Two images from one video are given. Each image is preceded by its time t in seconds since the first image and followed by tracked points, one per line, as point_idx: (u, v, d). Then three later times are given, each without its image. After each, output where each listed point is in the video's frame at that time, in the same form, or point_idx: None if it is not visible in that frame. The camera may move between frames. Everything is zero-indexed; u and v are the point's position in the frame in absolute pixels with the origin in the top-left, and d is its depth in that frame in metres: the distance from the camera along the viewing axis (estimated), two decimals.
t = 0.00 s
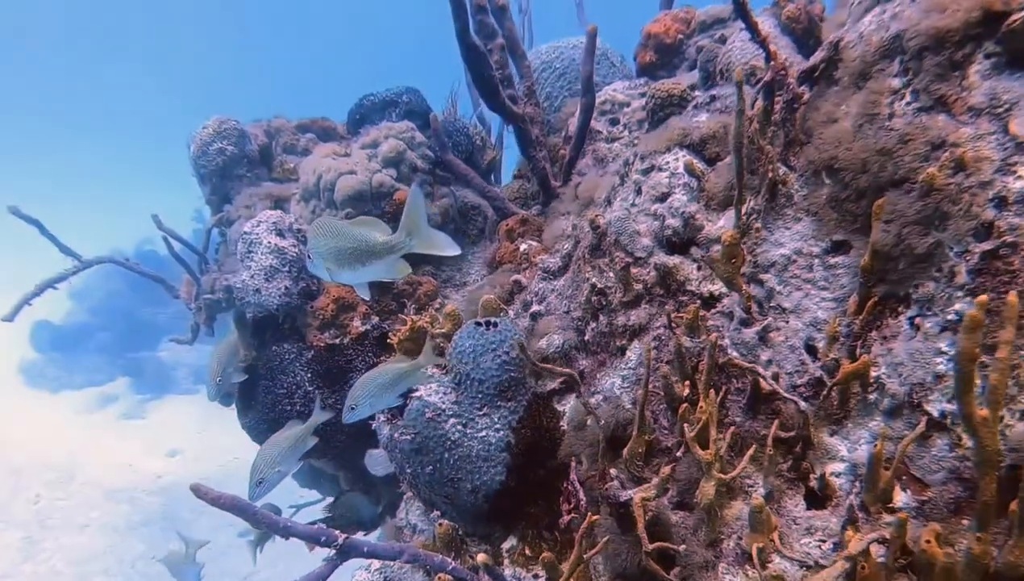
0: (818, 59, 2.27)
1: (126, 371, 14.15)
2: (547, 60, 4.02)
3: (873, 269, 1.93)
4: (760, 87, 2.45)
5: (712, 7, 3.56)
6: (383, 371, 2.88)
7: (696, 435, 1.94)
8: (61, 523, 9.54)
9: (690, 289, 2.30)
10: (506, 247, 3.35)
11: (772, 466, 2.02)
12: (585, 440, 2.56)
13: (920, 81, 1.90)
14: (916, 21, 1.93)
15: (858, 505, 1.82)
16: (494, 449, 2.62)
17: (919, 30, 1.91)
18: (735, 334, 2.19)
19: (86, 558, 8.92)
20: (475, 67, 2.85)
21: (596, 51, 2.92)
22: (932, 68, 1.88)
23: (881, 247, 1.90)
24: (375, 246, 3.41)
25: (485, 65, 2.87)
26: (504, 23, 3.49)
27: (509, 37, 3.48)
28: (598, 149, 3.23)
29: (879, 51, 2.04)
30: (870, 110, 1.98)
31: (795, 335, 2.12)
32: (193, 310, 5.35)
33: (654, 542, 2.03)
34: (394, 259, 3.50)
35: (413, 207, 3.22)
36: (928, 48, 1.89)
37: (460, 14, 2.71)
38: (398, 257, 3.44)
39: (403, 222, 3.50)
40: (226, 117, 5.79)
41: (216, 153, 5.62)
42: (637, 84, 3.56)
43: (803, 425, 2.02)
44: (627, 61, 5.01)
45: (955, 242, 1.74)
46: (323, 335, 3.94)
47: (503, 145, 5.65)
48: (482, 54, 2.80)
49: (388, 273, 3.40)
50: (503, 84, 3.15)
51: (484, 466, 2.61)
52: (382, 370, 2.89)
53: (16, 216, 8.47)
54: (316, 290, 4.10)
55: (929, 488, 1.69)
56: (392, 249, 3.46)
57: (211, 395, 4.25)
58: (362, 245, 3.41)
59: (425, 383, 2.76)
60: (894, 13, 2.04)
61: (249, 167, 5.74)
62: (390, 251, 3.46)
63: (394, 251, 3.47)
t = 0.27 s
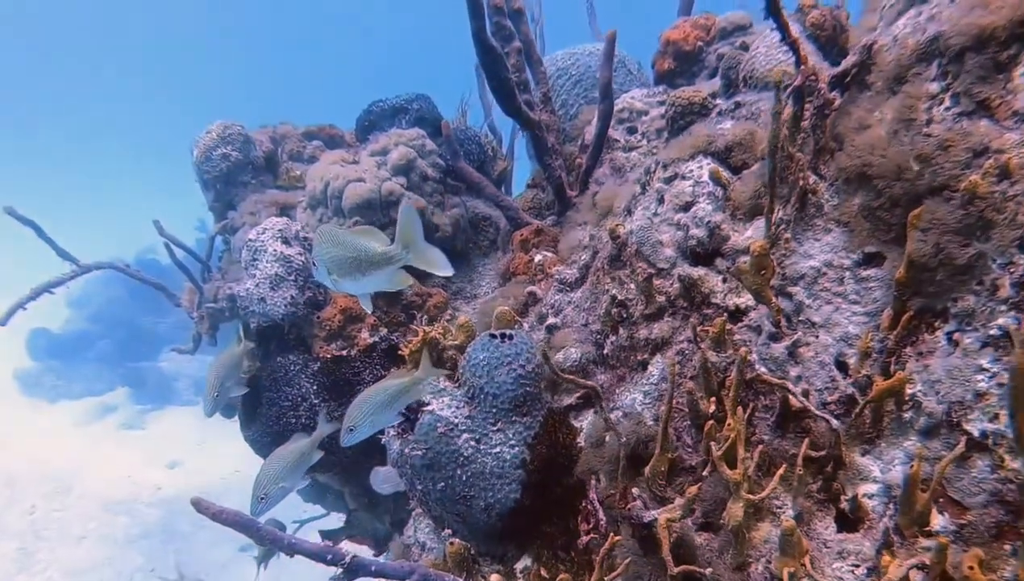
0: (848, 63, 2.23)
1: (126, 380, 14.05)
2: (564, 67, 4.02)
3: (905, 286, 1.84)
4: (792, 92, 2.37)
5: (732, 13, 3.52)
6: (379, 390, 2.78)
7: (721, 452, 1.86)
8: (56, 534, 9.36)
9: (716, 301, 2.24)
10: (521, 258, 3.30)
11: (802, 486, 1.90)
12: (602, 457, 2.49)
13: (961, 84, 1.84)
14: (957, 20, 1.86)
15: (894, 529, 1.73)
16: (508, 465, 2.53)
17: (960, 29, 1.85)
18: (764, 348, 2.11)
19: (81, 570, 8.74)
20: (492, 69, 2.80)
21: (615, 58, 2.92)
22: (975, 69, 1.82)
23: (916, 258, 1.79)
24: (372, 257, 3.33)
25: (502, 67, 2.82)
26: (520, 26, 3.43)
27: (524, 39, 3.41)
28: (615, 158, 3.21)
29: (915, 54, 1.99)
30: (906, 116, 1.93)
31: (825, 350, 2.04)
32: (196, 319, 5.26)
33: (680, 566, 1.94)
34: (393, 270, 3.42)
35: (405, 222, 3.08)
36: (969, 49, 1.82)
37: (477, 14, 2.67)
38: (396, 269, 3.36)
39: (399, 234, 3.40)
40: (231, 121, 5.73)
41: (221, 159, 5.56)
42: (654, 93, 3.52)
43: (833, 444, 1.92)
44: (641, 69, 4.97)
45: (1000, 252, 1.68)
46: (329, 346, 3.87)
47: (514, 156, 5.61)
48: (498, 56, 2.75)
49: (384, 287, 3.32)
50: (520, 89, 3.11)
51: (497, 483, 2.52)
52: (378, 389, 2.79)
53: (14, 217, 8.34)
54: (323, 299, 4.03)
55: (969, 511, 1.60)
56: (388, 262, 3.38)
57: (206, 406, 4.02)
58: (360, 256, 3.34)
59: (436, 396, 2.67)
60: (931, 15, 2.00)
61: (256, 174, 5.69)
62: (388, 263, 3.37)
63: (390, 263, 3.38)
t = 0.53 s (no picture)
0: (882, 68, 2.16)
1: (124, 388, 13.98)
2: (578, 73, 3.96)
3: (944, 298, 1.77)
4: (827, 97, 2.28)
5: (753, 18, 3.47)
6: (380, 410, 2.81)
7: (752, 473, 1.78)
8: (52, 544, 9.22)
9: (742, 314, 2.17)
10: (535, 267, 3.25)
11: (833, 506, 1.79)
12: (621, 474, 2.41)
13: (1004, 89, 1.76)
14: (1002, 19, 1.78)
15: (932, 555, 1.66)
16: (523, 484, 2.43)
17: (1003, 29, 1.76)
18: (794, 364, 2.03)
19: None
20: (508, 71, 2.78)
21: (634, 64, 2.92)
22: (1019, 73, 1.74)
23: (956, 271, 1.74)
24: (372, 267, 3.27)
25: (518, 70, 2.79)
26: (536, 30, 3.37)
27: (540, 43, 3.35)
28: (632, 166, 3.22)
29: (954, 57, 1.90)
30: (943, 123, 1.86)
31: (858, 366, 1.97)
32: (198, 328, 5.18)
33: None
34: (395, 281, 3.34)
35: (408, 233, 2.98)
36: (1013, 52, 1.75)
37: (494, 16, 2.65)
38: (396, 281, 3.28)
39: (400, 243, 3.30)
40: (235, 126, 5.65)
41: (225, 165, 5.49)
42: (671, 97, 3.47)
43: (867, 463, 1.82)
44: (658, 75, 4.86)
45: None
46: (335, 358, 3.77)
47: (523, 165, 5.54)
48: (515, 58, 2.74)
49: (383, 298, 3.26)
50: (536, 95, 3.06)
51: (512, 502, 2.43)
52: (379, 409, 2.81)
53: (15, 220, 8.25)
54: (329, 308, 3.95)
55: (1010, 536, 1.55)
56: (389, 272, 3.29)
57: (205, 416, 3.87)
58: (361, 266, 3.29)
59: (449, 411, 2.58)
60: (971, 17, 1.91)
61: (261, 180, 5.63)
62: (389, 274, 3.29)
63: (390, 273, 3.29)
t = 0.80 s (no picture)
0: (916, 76, 2.12)
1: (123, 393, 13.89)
2: (592, 78, 3.91)
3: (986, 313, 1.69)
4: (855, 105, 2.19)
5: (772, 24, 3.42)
6: (382, 429, 2.72)
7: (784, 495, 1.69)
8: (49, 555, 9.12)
9: (769, 329, 2.09)
10: (549, 277, 3.18)
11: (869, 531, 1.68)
12: (642, 493, 2.33)
13: None
14: None
15: None
16: (540, 502, 2.35)
17: None
18: (826, 381, 1.94)
19: None
20: (523, 74, 2.72)
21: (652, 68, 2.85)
22: None
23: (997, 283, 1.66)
24: (371, 279, 3.22)
25: (534, 74, 2.73)
26: (552, 34, 3.29)
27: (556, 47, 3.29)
28: (648, 174, 3.16)
29: (995, 64, 1.84)
30: (983, 131, 1.79)
31: (893, 384, 1.89)
32: (200, 336, 5.10)
33: None
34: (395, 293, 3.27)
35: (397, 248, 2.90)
36: None
37: (511, 18, 2.59)
38: (394, 294, 3.21)
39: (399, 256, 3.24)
40: (239, 130, 5.57)
41: (229, 169, 5.42)
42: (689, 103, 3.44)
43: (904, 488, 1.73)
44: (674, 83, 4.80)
45: None
46: (343, 367, 3.70)
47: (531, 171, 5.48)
48: (532, 61, 2.68)
49: (381, 310, 3.22)
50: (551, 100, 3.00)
51: (528, 521, 2.34)
52: (381, 428, 2.72)
53: (16, 224, 8.16)
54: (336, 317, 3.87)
55: None
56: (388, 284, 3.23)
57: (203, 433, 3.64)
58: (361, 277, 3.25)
59: (463, 427, 2.49)
60: (1011, 24, 1.86)
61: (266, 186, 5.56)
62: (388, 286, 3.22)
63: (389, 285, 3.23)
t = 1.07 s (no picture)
0: (951, 82, 2.06)
1: (123, 399, 13.81)
2: (604, 83, 3.86)
3: None
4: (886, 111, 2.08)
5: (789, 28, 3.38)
6: (388, 449, 2.62)
7: (818, 518, 1.63)
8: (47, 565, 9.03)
9: (795, 342, 2.02)
10: (563, 286, 3.12)
11: (908, 555, 1.57)
12: (662, 511, 2.26)
13: None
14: None
15: None
16: (557, 520, 2.28)
17: None
18: (858, 398, 1.86)
19: None
20: (538, 77, 2.68)
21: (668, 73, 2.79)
22: None
23: None
24: (376, 287, 3.11)
25: (549, 77, 2.68)
26: (565, 37, 3.25)
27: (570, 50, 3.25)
28: (663, 181, 3.10)
29: None
30: None
31: (927, 402, 1.80)
32: (203, 344, 5.03)
33: None
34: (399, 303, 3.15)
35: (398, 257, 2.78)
36: None
37: (526, 20, 2.55)
38: (397, 304, 3.09)
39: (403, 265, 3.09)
40: (244, 134, 5.51)
41: (233, 174, 5.36)
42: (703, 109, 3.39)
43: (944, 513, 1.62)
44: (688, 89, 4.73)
45: None
46: (349, 377, 3.61)
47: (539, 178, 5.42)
48: (546, 64, 2.64)
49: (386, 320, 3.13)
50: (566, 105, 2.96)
51: (545, 540, 2.26)
52: (387, 448, 2.62)
53: (16, 229, 8.09)
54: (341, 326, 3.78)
55: None
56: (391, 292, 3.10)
57: (202, 444, 3.48)
58: (366, 284, 3.15)
59: (478, 441, 2.40)
60: None
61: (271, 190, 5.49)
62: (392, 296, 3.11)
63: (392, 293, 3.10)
